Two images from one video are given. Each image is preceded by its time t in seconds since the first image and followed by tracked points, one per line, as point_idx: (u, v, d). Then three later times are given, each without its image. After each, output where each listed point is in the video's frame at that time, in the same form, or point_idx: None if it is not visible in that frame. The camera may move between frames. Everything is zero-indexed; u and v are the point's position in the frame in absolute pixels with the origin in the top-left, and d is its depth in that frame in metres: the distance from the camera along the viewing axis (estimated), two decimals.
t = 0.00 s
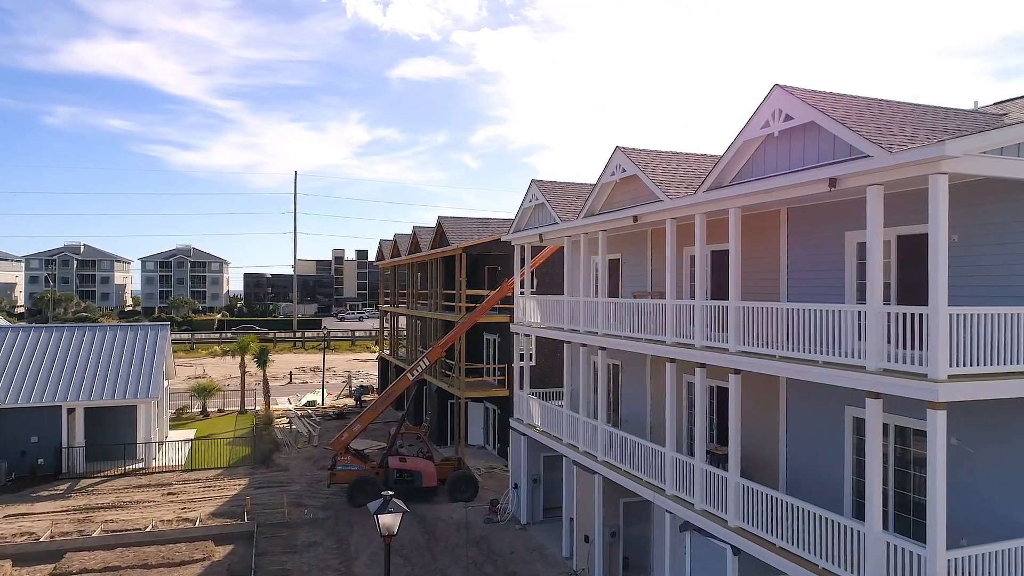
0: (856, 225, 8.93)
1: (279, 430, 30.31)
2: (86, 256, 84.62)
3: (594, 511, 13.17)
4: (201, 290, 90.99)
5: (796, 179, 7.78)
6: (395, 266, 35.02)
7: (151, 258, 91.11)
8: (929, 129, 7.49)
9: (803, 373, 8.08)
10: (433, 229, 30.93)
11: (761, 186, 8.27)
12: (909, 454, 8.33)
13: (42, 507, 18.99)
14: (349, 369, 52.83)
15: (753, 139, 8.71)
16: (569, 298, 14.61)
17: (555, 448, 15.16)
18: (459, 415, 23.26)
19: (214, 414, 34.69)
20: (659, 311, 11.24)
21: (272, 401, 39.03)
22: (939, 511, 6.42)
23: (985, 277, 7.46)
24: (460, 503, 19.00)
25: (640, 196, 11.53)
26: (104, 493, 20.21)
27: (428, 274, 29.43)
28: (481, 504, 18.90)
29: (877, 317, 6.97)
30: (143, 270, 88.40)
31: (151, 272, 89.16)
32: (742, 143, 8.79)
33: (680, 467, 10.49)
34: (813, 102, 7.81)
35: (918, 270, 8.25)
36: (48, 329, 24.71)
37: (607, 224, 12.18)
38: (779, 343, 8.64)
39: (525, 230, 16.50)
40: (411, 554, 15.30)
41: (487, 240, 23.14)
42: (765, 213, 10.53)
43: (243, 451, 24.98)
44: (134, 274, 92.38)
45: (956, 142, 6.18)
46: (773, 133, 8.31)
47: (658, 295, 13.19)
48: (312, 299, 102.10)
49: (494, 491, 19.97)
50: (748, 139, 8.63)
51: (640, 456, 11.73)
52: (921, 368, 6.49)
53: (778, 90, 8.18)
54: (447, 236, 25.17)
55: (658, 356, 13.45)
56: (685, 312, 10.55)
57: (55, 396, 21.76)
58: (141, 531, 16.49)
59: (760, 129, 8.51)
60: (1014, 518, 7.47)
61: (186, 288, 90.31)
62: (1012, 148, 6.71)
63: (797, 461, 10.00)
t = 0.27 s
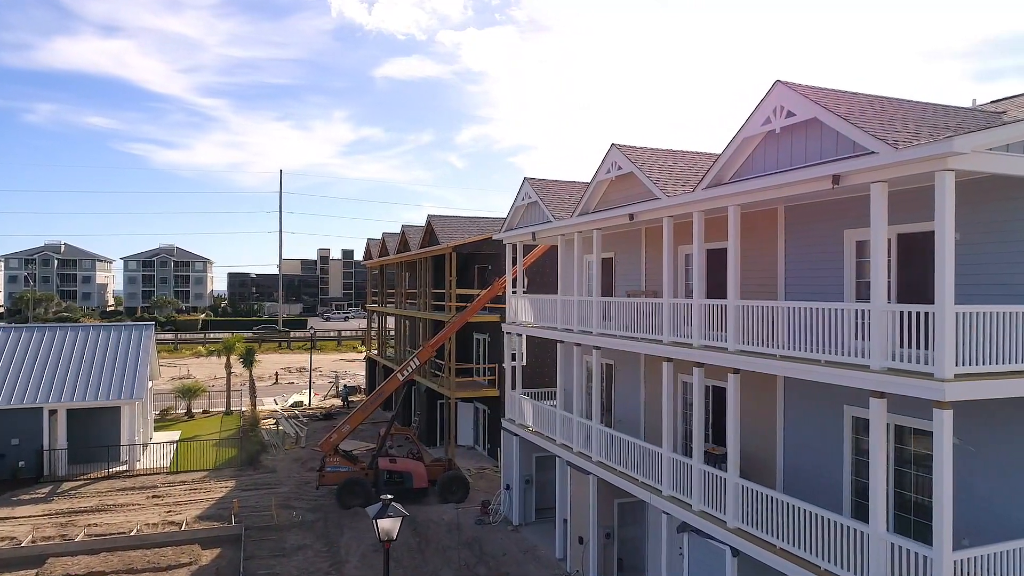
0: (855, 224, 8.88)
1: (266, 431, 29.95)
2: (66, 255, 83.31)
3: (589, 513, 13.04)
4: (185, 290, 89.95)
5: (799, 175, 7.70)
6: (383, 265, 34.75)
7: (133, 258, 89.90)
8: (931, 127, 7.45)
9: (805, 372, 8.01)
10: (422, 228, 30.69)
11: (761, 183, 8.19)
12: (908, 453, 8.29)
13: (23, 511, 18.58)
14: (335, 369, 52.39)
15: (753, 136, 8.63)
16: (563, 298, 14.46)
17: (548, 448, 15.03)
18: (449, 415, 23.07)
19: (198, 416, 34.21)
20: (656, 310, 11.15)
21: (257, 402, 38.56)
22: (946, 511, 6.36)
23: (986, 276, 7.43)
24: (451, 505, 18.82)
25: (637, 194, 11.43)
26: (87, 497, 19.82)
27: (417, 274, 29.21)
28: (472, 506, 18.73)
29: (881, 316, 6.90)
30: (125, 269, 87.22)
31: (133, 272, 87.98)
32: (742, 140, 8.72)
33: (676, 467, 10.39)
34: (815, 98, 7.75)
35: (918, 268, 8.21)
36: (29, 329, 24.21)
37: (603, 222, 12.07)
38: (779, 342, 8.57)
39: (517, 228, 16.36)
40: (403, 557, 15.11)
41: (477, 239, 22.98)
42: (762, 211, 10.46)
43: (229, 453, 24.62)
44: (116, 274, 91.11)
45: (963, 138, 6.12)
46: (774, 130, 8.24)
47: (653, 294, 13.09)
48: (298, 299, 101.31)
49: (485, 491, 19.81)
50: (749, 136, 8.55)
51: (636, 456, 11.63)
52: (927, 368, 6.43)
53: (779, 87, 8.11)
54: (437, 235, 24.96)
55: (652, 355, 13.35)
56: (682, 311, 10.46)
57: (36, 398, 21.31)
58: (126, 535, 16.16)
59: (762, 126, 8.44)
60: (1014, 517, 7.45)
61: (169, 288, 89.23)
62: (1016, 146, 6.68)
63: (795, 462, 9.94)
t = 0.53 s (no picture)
0: (855, 222, 8.83)
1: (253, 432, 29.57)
2: (46, 255, 81.96)
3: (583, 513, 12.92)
4: (168, 289, 88.87)
5: (802, 173, 7.62)
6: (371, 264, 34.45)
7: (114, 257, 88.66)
8: (935, 124, 7.39)
9: (807, 372, 7.93)
10: (411, 227, 30.44)
11: (763, 180, 8.09)
12: (909, 453, 8.25)
13: (4, 515, 18.15)
14: (321, 369, 51.92)
15: (755, 133, 8.55)
16: (557, 297, 14.32)
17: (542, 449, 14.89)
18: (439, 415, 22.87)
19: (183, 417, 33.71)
20: (653, 309, 11.05)
21: (243, 403, 38.09)
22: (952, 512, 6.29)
23: (989, 275, 7.40)
24: (442, 506, 18.63)
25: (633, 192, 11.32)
26: (70, 500, 19.41)
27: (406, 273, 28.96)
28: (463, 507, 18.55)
29: (886, 315, 6.83)
30: (106, 268, 85.99)
31: (115, 271, 86.75)
32: (743, 136, 8.63)
33: (674, 467, 10.30)
34: (818, 94, 7.68)
35: (920, 266, 8.16)
36: (8, 330, 23.68)
37: (599, 220, 11.95)
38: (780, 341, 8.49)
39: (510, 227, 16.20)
40: (394, 560, 14.91)
41: (467, 238, 22.80)
42: (760, 209, 10.39)
43: (215, 454, 24.25)
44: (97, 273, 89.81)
45: (972, 135, 6.06)
46: (776, 127, 8.16)
47: (648, 293, 12.98)
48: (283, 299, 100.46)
49: (476, 492, 19.65)
50: (751, 132, 8.47)
51: (632, 457, 11.52)
52: (934, 367, 6.36)
53: (781, 83, 8.03)
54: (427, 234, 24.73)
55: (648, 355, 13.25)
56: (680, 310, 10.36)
57: (17, 400, 20.83)
58: (110, 539, 15.82)
59: (764, 122, 8.35)
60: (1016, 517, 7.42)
61: (152, 288, 88.11)
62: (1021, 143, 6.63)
63: (793, 462, 9.88)
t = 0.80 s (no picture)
0: (855, 221, 8.78)
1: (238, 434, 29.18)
2: (25, 254, 80.57)
3: (577, 515, 12.81)
4: (150, 289, 87.74)
5: (805, 170, 7.54)
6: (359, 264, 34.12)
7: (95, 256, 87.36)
8: (937, 122, 7.34)
9: (809, 372, 7.85)
10: (399, 225, 30.18)
11: (764, 178, 8.01)
12: (910, 453, 8.20)
13: None
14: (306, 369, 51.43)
15: (756, 130, 8.47)
16: (550, 296, 14.17)
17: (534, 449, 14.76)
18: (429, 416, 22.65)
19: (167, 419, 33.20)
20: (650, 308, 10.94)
21: (228, 404, 37.60)
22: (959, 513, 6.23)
23: (991, 274, 7.37)
24: (433, 507, 18.43)
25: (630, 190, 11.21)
26: (51, 504, 18.98)
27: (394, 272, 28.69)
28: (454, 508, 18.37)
29: (891, 314, 6.76)
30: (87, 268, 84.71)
31: (95, 271, 85.47)
32: (743, 134, 8.55)
33: (671, 468, 10.21)
34: (822, 91, 7.60)
35: (920, 265, 8.12)
36: None
37: (594, 219, 11.83)
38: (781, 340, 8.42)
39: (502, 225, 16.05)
40: (385, 562, 14.71)
41: (457, 237, 22.60)
42: (758, 208, 10.32)
43: (201, 456, 23.86)
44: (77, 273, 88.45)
45: (981, 132, 6.00)
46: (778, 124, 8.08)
47: (643, 292, 12.87)
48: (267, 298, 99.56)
49: (467, 494, 19.48)
50: (752, 129, 8.38)
51: (628, 457, 11.41)
52: (941, 366, 6.30)
53: (784, 79, 7.96)
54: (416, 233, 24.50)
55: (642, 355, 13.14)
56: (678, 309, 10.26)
57: None
58: (93, 544, 15.46)
59: (765, 120, 8.27)
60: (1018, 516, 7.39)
61: (134, 287, 86.93)
62: None
63: (791, 462, 9.82)
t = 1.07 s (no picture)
0: (855, 220, 8.73)
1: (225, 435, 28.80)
2: (4, 253, 79.22)
3: (571, 516, 12.70)
4: (133, 289, 86.64)
5: (807, 168, 7.48)
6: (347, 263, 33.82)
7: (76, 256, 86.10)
8: (940, 120, 7.30)
9: (811, 371, 7.78)
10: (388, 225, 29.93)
11: (765, 176, 7.95)
12: (910, 453, 8.16)
13: None
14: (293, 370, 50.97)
15: (757, 127, 8.40)
16: (544, 296, 14.05)
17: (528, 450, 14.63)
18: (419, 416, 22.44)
19: (151, 420, 32.72)
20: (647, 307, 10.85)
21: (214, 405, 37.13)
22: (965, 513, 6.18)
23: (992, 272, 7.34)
24: (424, 509, 18.24)
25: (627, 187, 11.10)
26: (33, 508, 18.58)
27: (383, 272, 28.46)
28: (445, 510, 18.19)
29: (895, 313, 6.70)
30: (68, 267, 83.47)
31: (77, 270, 84.25)
32: (744, 131, 8.47)
33: (668, 468, 10.12)
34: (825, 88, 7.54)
35: (920, 263, 8.09)
36: None
37: (590, 217, 11.73)
38: (782, 339, 8.35)
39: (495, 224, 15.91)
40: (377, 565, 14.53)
41: (448, 237, 22.44)
42: (756, 206, 10.25)
43: (186, 459, 23.50)
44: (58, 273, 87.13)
45: (988, 129, 5.95)
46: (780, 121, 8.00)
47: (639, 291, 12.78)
48: (252, 298, 98.66)
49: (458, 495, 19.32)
50: (753, 127, 8.31)
51: (624, 458, 11.32)
52: (947, 365, 6.24)
53: (785, 76, 7.89)
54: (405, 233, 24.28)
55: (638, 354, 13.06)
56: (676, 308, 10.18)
57: None
58: (77, 549, 15.14)
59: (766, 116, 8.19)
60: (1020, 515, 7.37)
61: (116, 288, 85.77)
62: None
63: (789, 461, 9.76)
